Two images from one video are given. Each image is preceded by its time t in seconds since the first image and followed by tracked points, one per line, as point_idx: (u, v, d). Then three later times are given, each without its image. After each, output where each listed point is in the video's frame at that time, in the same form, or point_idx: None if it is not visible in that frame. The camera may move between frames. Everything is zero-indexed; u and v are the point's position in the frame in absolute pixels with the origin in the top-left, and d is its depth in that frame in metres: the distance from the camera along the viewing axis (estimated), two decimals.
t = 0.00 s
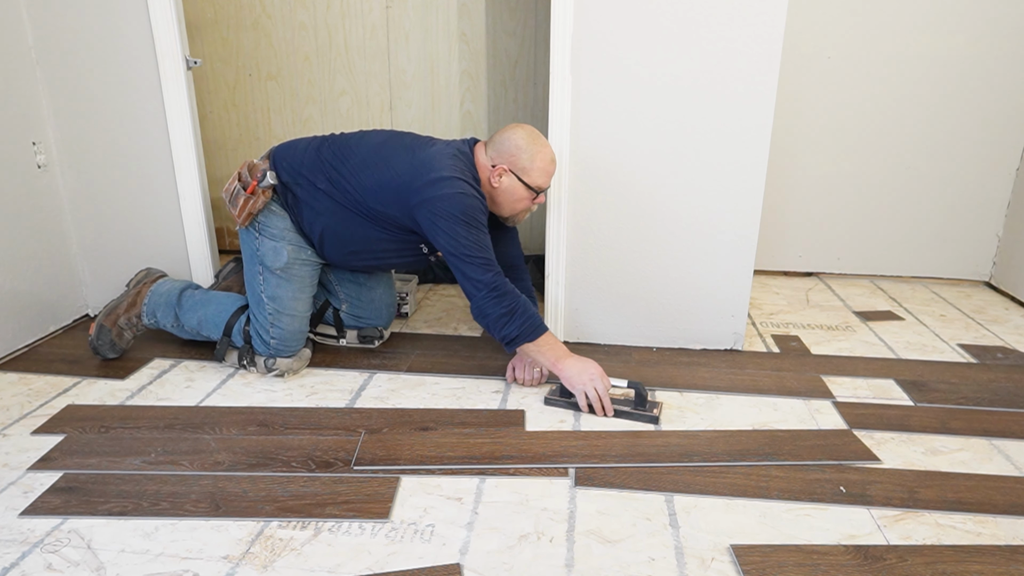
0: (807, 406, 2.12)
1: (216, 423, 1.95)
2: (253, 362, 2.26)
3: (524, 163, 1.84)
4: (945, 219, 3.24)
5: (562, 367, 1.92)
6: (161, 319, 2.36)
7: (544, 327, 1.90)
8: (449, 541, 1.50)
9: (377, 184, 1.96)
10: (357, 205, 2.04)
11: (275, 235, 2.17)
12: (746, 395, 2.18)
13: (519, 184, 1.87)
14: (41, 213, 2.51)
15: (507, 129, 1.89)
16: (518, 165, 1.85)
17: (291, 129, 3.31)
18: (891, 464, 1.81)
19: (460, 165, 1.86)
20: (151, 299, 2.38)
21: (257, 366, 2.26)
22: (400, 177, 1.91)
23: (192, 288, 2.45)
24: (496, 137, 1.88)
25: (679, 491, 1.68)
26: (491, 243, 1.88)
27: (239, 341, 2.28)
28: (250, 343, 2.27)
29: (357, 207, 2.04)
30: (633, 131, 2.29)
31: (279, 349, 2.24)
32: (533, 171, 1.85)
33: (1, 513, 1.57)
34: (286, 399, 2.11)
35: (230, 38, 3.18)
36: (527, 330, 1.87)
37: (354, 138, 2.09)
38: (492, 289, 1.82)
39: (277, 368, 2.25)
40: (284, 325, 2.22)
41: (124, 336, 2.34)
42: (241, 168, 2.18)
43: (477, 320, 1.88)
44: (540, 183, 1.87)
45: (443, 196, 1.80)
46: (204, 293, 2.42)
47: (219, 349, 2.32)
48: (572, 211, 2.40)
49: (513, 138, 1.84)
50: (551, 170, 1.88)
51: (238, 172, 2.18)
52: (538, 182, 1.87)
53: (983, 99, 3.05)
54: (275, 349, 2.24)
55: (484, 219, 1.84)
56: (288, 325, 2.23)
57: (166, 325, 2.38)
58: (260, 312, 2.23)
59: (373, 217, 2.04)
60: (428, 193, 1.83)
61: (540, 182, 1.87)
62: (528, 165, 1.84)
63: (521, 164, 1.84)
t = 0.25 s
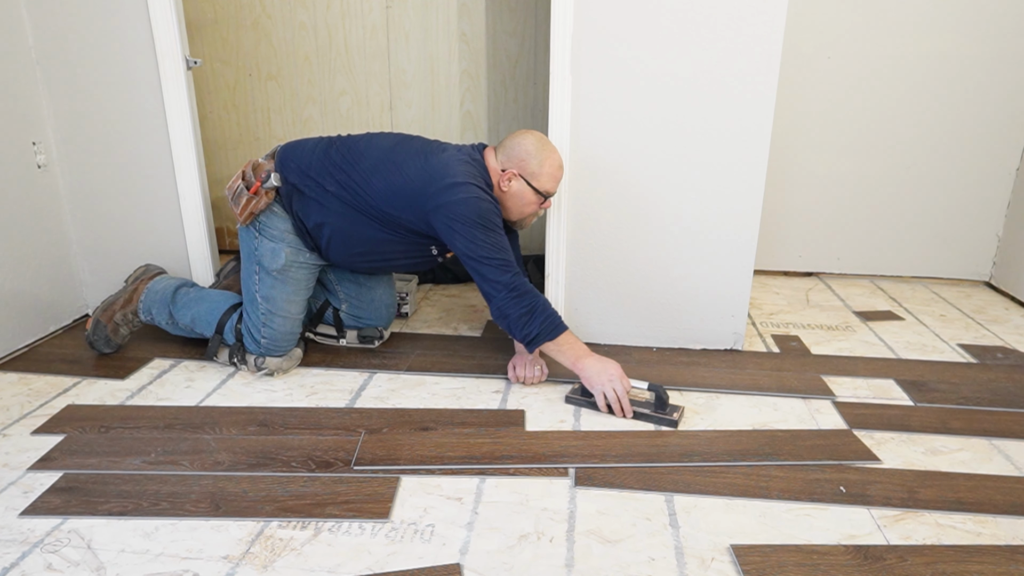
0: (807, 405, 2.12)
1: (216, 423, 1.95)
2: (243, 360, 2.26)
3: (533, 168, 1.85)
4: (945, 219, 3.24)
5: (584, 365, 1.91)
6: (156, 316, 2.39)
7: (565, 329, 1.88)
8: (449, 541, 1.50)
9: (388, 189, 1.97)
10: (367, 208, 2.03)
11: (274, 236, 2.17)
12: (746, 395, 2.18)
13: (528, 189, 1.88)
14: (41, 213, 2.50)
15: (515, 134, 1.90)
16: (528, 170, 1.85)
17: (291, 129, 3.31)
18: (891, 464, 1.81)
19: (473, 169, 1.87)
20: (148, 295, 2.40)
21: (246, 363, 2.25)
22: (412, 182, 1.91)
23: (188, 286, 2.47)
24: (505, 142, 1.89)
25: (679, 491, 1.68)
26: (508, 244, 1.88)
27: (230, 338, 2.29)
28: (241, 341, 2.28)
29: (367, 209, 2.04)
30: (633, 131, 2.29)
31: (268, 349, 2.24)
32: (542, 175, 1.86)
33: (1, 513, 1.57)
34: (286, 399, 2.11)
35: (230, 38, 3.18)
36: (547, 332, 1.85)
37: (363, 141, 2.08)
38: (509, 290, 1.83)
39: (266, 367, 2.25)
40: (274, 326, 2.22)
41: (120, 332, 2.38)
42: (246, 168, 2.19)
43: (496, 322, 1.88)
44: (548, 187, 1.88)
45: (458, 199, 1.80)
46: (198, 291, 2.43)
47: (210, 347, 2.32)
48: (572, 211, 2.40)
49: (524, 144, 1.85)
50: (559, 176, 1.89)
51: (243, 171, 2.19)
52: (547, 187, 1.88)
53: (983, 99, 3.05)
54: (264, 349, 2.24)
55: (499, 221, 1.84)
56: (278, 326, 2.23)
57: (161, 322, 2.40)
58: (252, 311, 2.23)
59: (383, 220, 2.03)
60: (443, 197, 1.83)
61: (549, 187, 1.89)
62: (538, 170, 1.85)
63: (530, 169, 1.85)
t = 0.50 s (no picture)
0: (807, 405, 2.12)
1: (216, 423, 1.95)
2: (234, 352, 2.29)
3: (543, 171, 1.85)
4: (945, 219, 3.24)
5: (601, 360, 1.98)
6: (156, 309, 2.42)
7: (577, 328, 1.90)
8: (449, 541, 1.50)
9: (396, 189, 1.96)
10: (374, 209, 2.03)
11: (275, 235, 2.18)
12: (746, 395, 2.18)
13: (537, 192, 1.88)
14: (42, 213, 2.50)
15: (525, 136, 1.89)
16: (537, 173, 1.86)
17: (291, 129, 3.31)
18: (891, 464, 1.81)
19: (481, 171, 1.87)
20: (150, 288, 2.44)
21: (236, 356, 2.28)
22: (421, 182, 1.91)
23: (190, 280, 2.51)
24: (514, 144, 1.89)
25: (679, 491, 1.68)
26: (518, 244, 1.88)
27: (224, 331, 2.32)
28: (234, 334, 2.31)
29: (374, 211, 2.03)
30: (632, 131, 2.29)
31: (261, 344, 2.26)
32: (551, 179, 1.86)
33: (1, 513, 1.57)
34: (286, 399, 2.11)
35: (230, 38, 3.18)
36: (561, 331, 1.87)
37: (370, 141, 2.08)
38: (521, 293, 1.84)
39: (253, 361, 2.26)
40: (268, 323, 2.24)
41: (124, 324, 2.43)
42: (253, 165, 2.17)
43: (508, 323, 1.90)
44: (557, 190, 1.89)
45: (468, 203, 1.80)
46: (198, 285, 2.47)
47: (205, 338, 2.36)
48: (572, 211, 2.40)
49: (533, 148, 1.85)
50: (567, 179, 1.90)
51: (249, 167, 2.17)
52: (555, 189, 1.89)
53: (983, 99, 3.05)
54: (256, 344, 2.26)
55: (509, 223, 1.84)
56: (272, 323, 2.24)
57: (161, 314, 2.44)
58: (248, 306, 2.26)
59: (390, 221, 2.03)
60: (453, 199, 1.83)
61: (557, 190, 1.90)
62: (547, 174, 1.85)
63: (540, 172, 1.85)
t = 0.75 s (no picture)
0: (807, 405, 2.11)
1: (216, 422, 1.95)
2: (235, 352, 2.29)
3: (544, 164, 1.85)
4: (946, 219, 3.24)
5: (601, 360, 1.97)
6: (156, 309, 2.42)
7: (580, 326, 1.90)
8: (449, 541, 1.50)
9: (397, 187, 1.95)
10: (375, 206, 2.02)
11: (276, 235, 2.19)
12: (746, 395, 2.18)
13: (537, 185, 1.88)
14: (41, 213, 2.50)
15: (528, 129, 1.90)
16: (538, 166, 1.86)
17: (291, 129, 3.31)
18: (891, 464, 1.81)
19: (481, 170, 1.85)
20: (150, 289, 2.44)
21: (236, 356, 2.29)
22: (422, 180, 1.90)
23: (190, 280, 2.50)
24: (517, 136, 1.89)
25: (679, 491, 1.68)
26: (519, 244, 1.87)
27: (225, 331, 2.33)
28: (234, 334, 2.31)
29: (376, 210, 2.03)
30: (632, 131, 2.29)
31: (262, 344, 2.26)
32: (553, 172, 1.86)
33: (1, 513, 1.57)
34: (286, 399, 2.11)
35: (230, 38, 3.18)
36: (564, 329, 1.87)
37: (370, 140, 2.07)
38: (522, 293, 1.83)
39: (253, 361, 2.26)
40: (269, 323, 2.24)
41: (124, 324, 2.43)
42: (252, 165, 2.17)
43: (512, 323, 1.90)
44: (556, 185, 1.90)
45: (469, 203, 1.80)
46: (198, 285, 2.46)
47: (205, 338, 2.36)
48: (572, 211, 2.40)
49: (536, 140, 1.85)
50: (567, 174, 1.90)
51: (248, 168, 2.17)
52: (555, 183, 1.89)
53: (983, 98, 3.05)
54: (258, 344, 2.26)
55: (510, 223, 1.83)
56: (273, 323, 2.24)
57: (160, 315, 2.43)
58: (250, 306, 2.26)
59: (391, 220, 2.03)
60: (453, 198, 1.82)
61: (556, 184, 1.90)
62: (548, 167, 1.85)
63: (542, 165, 1.85)
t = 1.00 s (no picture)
0: (807, 405, 2.12)
1: (216, 423, 1.95)
2: (234, 357, 2.29)
3: (540, 150, 1.83)
4: (946, 219, 3.24)
5: (561, 360, 1.98)
6: (144, 319, 2.39)
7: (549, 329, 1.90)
8: (449, 541, 1.50)
9: (393, 175, 1.95)
10: (370, 195, 2.01)
11: (274, 243, 2.17)
12: (746, 395, 2.18)
13: (530, 169, 1.85)
14: (42, 214, 2.50)
15: (529, 114, 1.88)
16: (534, 150, 1.83)
17: (291, 129, 3.31)
18: (891, 464, 1.81)
19: (476, 157, 1.84)
20: (133, 297, 2.39)
21: (235, 359, 2.29)
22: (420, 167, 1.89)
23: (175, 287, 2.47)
24: (518, 119, 1.87)
25: (679, 491, 1.68)
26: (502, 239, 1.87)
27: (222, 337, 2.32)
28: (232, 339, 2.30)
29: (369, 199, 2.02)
30: (632, 131, 2.29)
31: (261, 350, 2.27)
32: (547, 159, 1.84)
33: (1, 513, 1.57)
34: (286, 399, 2.11)
35: (230, 38, 3.18)
36: (535, 329, 1.88)
37: (364, 133, 2.06)
38: (489, 288, 1.85)
39: (253, 364, 2.27)
40: (269, 329, 2.24)
41: (108, 332, 2.39)
42: (242, 171, 2.14)
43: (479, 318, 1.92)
44: (550, 173, 1.86)
45: (459, 191, 1.80)
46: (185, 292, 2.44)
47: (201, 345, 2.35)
48: (572, 211, 2.40)
49: (535, 124, 1.83)
50: (563, 165, 1.87)
51: (239, 174, 2.14)
52: (549, 172, 1.86)
53: (983, 99, 3.05)
54: (257, 351, 2.26)
55: (495, 217, 1.84)
56: (272, 329, 2.25)
57: (148, 324, 2.41)
58: (248, 313, 2.25)
59: (389, 214, 2.03)
60: (447, 186, 1.82)
61: (550, 173, 1.86)
62: (543, 153, 1.83)
63: (537, 150, 1.83)
